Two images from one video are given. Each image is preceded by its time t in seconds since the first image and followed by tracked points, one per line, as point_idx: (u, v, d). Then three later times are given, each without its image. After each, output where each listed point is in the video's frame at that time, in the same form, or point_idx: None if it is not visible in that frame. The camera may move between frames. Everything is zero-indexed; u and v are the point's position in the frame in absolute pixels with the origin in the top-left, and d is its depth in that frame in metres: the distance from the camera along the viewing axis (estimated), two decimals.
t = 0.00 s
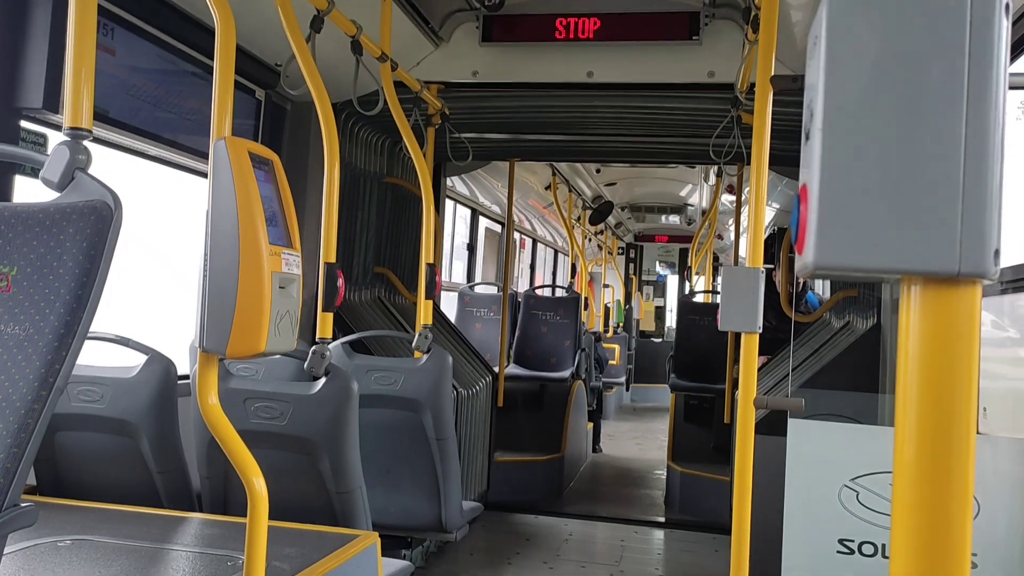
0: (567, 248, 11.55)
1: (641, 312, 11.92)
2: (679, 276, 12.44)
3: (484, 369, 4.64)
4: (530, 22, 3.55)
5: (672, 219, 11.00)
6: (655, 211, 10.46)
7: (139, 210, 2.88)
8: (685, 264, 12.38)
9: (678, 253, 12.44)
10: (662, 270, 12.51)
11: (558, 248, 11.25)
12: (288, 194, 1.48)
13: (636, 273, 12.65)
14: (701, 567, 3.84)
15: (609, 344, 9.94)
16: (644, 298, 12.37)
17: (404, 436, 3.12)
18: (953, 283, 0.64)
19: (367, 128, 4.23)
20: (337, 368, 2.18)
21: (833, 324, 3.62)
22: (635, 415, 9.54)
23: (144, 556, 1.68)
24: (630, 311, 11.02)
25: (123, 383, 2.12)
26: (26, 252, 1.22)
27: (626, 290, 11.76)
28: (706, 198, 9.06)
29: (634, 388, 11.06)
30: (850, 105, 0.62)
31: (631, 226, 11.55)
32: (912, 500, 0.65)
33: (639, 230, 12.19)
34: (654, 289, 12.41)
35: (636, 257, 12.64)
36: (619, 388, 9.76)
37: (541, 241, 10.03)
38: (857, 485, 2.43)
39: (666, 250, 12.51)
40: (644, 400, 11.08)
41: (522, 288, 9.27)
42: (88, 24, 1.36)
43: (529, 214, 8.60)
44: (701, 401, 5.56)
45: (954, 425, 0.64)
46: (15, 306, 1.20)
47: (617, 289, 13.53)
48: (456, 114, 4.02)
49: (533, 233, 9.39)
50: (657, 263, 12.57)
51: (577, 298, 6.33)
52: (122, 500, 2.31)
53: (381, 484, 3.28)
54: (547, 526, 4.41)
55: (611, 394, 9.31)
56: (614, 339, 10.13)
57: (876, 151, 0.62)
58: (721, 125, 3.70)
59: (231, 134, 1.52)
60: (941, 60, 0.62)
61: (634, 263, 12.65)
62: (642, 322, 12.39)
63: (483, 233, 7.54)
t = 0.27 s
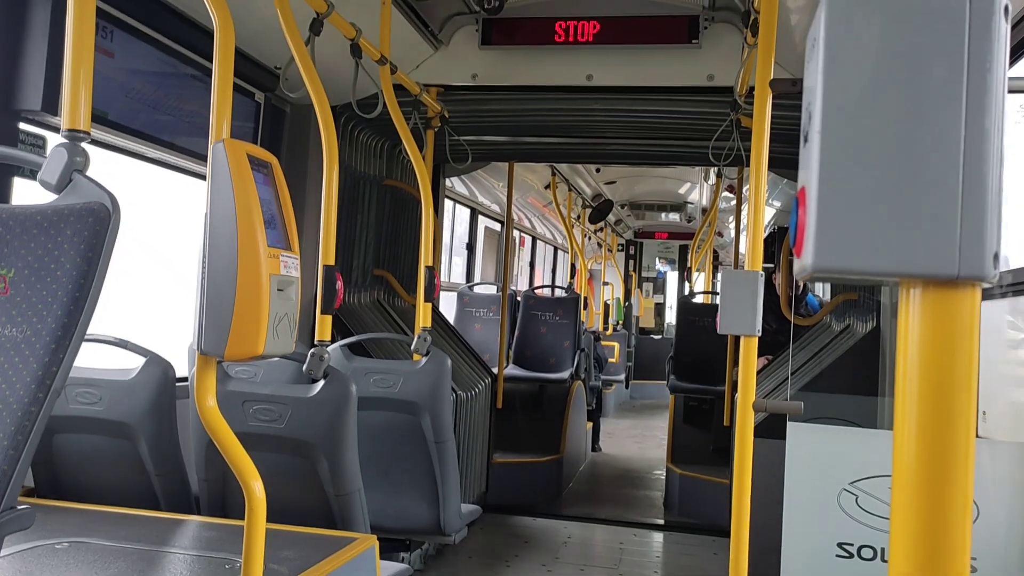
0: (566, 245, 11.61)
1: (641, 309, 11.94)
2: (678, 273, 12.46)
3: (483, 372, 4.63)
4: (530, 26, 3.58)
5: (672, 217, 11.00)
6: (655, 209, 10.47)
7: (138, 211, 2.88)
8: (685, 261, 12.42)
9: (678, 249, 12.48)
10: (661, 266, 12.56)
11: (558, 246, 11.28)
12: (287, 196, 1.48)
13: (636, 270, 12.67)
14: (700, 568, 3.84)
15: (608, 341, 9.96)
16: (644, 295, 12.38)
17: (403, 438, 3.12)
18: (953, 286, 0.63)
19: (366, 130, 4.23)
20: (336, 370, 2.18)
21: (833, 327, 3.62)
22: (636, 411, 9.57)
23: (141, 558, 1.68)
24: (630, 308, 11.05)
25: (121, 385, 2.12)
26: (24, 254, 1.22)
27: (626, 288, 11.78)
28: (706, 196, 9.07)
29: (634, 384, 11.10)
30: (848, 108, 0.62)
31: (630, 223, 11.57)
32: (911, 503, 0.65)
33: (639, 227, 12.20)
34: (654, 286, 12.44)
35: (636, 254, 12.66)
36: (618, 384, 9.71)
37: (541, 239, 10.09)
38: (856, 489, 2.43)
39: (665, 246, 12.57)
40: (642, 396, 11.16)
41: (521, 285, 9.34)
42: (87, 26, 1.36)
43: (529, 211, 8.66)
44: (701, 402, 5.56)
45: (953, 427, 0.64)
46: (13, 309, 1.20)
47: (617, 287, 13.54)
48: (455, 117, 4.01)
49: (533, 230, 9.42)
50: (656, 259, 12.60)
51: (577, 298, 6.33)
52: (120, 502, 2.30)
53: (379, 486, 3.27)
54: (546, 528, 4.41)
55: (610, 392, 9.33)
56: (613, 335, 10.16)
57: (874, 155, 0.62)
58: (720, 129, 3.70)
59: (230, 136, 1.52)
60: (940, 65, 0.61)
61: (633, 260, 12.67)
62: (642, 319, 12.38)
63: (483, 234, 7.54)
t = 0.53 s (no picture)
0: (566, 242, 11.61)
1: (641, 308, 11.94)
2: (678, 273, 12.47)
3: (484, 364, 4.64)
4: (530, 17, 3.56)
5: (672, 216, 11.00)
6: (655, 208, 10.46)
7: (139, 204, 2.88)
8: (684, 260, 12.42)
9: (678, 250, 12.48)
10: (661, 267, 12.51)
11: (558, 245, 11.28)
12: (288, 188, 1.48)
13: (636, 268, 12.66)
14: (700, 560, 3.85)
15: (608, 339, 9.95)
16: (644, 295, 12.35)
17: (404, 429, 3.13)
18: (954, 277, 0.64)
19: (366, 122, 4.22)
20: (337, 362, 2.19)
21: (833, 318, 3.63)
22: (634, 412, 9.54)
23: (143, 549, 1.69)
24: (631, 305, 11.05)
25: (123, 376, 2.12)
26: (24, 246, 1.22)
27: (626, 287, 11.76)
28: (706, 194, 9.07)
29: (633, 383, 11.10)
30: (849, 98, 0.63)
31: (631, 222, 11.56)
32: (911, 493, 0.65)
33: (637, 227, 12.19)
34: (654, 287, 12.43)
35: (636, 254, 12.66)
36: (619, 383, 9.77)
37: (540, 238, 10.03)
38: (855, 479, 2.45)
39: (666, 247, 12.56)
40: (642, 396, 11.04)
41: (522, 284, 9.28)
42: (87, 17, 1.36)
43: (529, 210, 8.63)
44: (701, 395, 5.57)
45: (953, 417, 0.64)
46: (14, 300, 1.20)
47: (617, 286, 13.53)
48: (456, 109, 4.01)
49: (532, 231, 9.42)
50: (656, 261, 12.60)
51: (577, 293, 6.34)
52: (122, 493, 2.31)
53: (381, 478, 3.28)
54: (547, 520, 4.42)
55: (609, 391, 9.32)
56: (614, 335, 10.15)
57: (876, 146, 0.62)
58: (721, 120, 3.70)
59: (231, 128, 1.52)
60: (942, 55, 0.61)
61: (634, 260, 12.67)
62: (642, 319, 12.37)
63: (483, 228, 7.54)
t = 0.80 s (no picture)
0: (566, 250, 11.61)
1: (640, 318, 11.92)
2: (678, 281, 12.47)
3: (484, 368, 4.64)
4: (529, 20, 3.56)
5: (672, 225, 11.00)
6: (654, 217, 10.46)
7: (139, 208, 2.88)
8: (684, 271, 12.41)
9: (677, 260, 12.48)
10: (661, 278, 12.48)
11: (558, 254, 11.28)
12: (287, 192, 1.48)
13: (636, 280, 12.66)
14: (700, 565, 3.85)
15: (608, 349, 9.94)
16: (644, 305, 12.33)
17: (404, 434, 3.12)
18: (953, 281, 0.64)
19: (366, 126, 4.22)
20: (336, 367, 2.19)
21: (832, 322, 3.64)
22: (632, 421, 9.52)
23: (141, 553, 1.68)
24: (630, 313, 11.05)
25: (122, 380, 2.12)
26: (24, 250, 1.22)
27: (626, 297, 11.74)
28: (705, 203, 9.08)
29: (633, 394, 11.07)
30: (848, 99, 0.62)
31: (630, 232, 11.55)
32: (910, 496, 0.65)
33: (636, 237, 12.19)
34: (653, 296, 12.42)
35: (636, 263, 12.66)
36: (619, 390, 9.76)
37: (540, 245, 10.05)
38: (854, 483, 2.44)
39: (666, 256, 12.55)
40: (642, 406, 10.91)
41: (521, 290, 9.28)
42: (86, 20, 1.35)
43: (529, 218, 8.62)
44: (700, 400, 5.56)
45: (952, 421, 0.64)
46: (13, 304, 1.20)
47: (616, 295, 13.52)
48: (455, 112, 4.01)
49: (532, 239, 9.42)
50: (656, 270, 12.59)
51: (577, 299, 6.33)
52: (120, 498, 2.31)
53: (380, 483, 3.28)
54: (546, 524, 4.42)
55: (608, 401, 9.29)
56: (614, 346, 10.14)
57: (875, 148, 0.62)
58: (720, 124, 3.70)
59: (230, 132, 1.52)
60: (940, 57, 0.61)
61: (633, 270, 12.68)
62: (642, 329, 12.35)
63: (483, 234, 7.54)
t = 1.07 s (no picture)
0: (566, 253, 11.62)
1: (640, 319, 11.93)
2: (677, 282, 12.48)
3: (483, 373, 4.64)
4: (529, 27, 3.57)
5: (672, 227, 11.01)
6: (654, 219, 10.48)
7: (138, 213, 2.88)
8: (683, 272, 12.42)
9: (677, 260, 12.49)
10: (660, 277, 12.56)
11: (558, 255, 11.29)
12: (287, 197, 1.48)
13: (636, 280, 12.69)
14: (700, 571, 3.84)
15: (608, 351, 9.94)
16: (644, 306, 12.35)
17: (403, 440, 3.11)
18: (953, 287, 0.63)
19: (366, 132, 4.23)
20: (336, 373, 2.18)
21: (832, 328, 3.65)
22: (633, 422, 9.54)
23: (140, 560, 1.68)
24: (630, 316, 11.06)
25: (121, 386, 2.12)
26: (23, 255, 1.22)
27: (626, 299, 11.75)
28: (705, 205, 9.10)
29: (633, 395, 11.09)
30: (848, 106, 0.62)
31: (630, 233, 11.58)
32: (911, 502, 0.65)
33: (637, 237, 12.21)
34: (653, 297, 12.45)
35: (635, 264, 12.68)
36: (618, 394, 9.76)
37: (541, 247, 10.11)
38: (855, 490, 2.44)
39: (665, 258, 12.56)
40: (642, 408, 11.04)
41: (521, 293, 9.29)
42: (86, 25, 1.35)
43: (529, 220, 8.63)
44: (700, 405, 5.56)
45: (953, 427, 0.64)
46: (12, 310, 1.19)
47: (616, 297, 13.53)
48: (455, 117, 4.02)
49: (531, 240, 9.40)
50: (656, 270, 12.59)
51: (577, 303, 6.33)
52: (118, 504, 2.30)
53: (379, 489, 3.27)
54: (546, 530, 4.41)
55: (608, 402, 9.31)
56: (613, 347, 10.14)
57: (874, 156, 0.62)
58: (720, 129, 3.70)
59: (229, 137, 1.51)
60: (940, 64, 0.61)
61: (633, 271, 12.70)
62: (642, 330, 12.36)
63: (482, 238, 7.54)
